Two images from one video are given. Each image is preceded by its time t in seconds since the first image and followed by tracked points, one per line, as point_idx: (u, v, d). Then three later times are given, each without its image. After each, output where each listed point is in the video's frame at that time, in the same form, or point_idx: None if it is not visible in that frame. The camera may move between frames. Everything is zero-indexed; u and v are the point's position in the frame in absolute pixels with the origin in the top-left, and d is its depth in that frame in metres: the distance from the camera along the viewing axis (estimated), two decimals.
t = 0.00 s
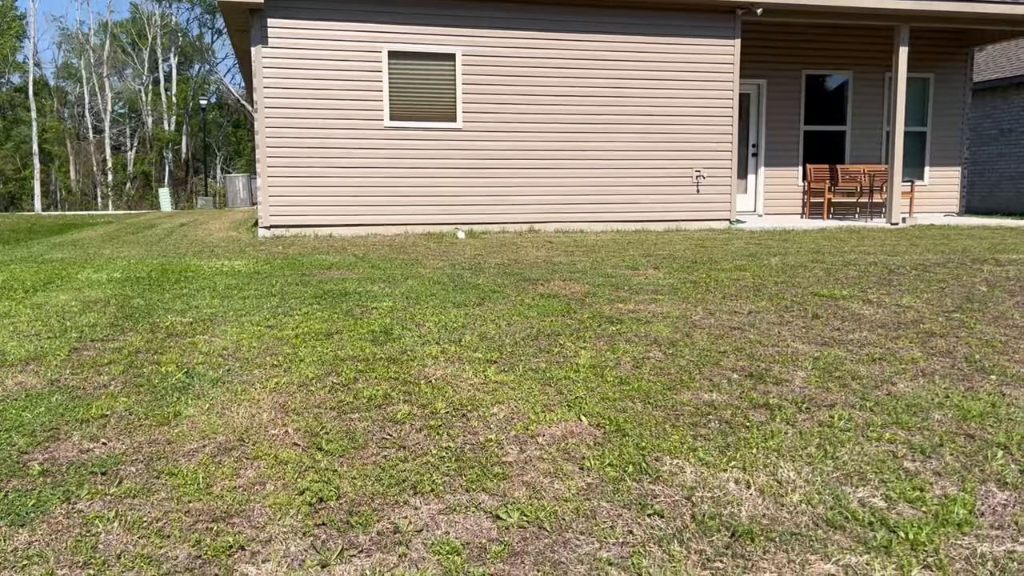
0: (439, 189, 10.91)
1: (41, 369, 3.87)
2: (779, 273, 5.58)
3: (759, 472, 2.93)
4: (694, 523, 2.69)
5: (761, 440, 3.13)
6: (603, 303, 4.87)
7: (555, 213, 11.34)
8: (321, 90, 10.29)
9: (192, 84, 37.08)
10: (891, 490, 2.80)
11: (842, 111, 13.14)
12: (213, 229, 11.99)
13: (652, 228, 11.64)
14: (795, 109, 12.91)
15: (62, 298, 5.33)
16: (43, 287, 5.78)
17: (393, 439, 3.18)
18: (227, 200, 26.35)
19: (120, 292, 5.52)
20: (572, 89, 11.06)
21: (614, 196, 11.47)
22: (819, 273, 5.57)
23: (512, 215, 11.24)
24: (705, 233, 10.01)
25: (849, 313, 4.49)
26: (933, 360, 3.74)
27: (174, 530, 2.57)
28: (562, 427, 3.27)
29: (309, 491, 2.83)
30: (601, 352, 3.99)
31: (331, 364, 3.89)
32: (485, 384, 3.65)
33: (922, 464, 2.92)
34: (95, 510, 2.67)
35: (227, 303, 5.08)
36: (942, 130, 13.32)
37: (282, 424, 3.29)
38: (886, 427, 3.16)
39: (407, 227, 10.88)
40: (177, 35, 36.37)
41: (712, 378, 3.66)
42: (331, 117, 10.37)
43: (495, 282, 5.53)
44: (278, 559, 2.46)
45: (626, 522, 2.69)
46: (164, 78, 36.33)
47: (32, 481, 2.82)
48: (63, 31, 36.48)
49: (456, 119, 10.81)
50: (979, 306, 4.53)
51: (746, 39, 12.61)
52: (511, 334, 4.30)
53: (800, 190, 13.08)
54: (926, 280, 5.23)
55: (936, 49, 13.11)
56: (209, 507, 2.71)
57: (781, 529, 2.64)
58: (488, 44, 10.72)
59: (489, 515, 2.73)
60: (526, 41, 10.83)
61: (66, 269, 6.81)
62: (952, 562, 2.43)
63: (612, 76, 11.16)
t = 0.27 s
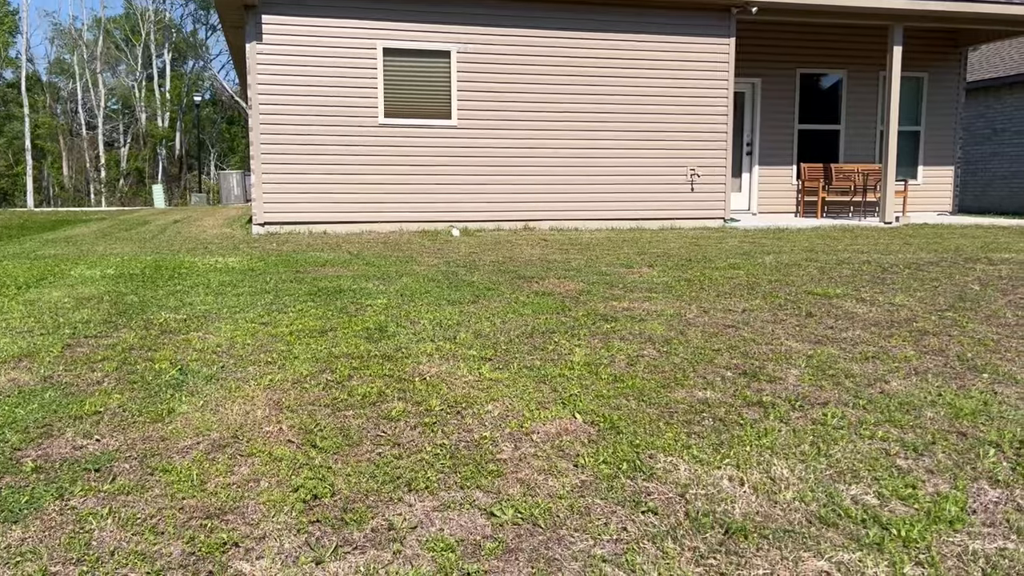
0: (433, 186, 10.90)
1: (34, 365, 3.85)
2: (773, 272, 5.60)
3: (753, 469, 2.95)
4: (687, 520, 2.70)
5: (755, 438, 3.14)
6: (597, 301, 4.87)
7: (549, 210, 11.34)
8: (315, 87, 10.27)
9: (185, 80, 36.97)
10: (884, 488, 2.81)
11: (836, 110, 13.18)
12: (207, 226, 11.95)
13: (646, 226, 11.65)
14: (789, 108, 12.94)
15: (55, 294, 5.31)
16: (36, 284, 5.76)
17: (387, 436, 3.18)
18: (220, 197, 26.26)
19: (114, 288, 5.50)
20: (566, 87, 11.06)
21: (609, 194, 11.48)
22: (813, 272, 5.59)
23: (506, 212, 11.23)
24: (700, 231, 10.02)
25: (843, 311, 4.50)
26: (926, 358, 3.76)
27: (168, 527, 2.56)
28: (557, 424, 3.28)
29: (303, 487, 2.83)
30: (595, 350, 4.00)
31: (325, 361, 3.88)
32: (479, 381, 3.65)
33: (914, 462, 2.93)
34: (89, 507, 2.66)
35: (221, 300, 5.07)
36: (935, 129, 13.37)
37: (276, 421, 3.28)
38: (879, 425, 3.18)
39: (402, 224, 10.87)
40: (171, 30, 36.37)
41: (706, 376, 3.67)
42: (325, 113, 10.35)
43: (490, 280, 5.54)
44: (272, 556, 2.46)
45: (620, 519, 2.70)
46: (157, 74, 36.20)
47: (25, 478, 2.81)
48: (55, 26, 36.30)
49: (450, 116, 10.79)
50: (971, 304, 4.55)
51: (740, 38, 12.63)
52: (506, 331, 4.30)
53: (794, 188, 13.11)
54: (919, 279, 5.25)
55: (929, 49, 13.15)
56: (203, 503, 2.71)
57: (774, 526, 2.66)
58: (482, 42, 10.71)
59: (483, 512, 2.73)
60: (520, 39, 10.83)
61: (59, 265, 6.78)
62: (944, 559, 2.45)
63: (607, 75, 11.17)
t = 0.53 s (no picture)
0: (421, 183, 10.87)
1: (16, 363, 3.82)
2: (759, 270, 5.63)
3: (738, 466, 2.96)
4: (672, 517, 2.71)
5: (739, 435, 3.16)
6: (584, 299, 4.88)
7: (536, 207, 11.34)
8: (303, 83, 10.23)
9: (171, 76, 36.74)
10: (867, 484, 2.83)
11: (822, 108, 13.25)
12: (192, 222, 11.87)
13: (633, 224, 11.67)
14: (777, 107, 13.00)
15: (38, 291, 5.27)
16: (18, 281, 5.71)
17: (373, 434, 3.18)
18: (206, 193, 26.13)
19: (98, 285, 5.46)
20: (554, 84, 11.07)
21: (596, 191, 11.49)
22: (798, 270, 5.62)
23: (494, 210, 11.22)
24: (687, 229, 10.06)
25: (828, 309, 4.53)
26: (909, 356, 3.79)
27: (153, 525, 2.55)
28: (543, 421, 3.28)
29: (289, 485, 2.82)
30: (581, 348, 4.01)
31: (311, 359, 3.87)
32: (466, 378, 3.65)
33: (897, 459, 2.96)
34: (72, 505, 2.64)
35: (207, 297, 5.04)
36: (919, 129, 13.46)
37: (262, 419, 3.27)
38: (862, 422, 3.20)
39: (389, 221, 10.83)
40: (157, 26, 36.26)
41: (692, 373, 3.69)
42: (312, 109, 10.31)
43: (478, 277, 5.53)
44: (257, 554, 2.45)
45: (605, 516, 2.71)
46: (142, 70, 35.94)
47: (7, 476, 2.79)
48: (38, 21, 35.98)
49: (438, 112, 10.77)
50: (955, 303, 4.60)
51: (727, 36, 12.67)
52: (493, 329, 4.30)
53: (781, 187, 13.18)
54: (903, 277, 5.29)
55: (914, 48, 13.25)
56: (188, 501, 2.70)
57: (758, 522, 2.67)
58: (470, 39, 10.70)
59: (469, 509, 2.74)
60: (508, 36, 10.83)
61: (42, 262, 6.72)
62: (925, 555, 2.47)
63: (595, 73, 11.18)
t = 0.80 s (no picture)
0: (404, 180, 10.84)
1: None
2: (740, 268, 5.65)
3: (718, 463, 2.98)
4: (653, 514, 2.72)
5: (720, 432, 3.17)
6: (567, 297, 4.89)
7: (519, 205, 11.34)
8: (285, 79, 10.17)
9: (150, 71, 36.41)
10: (846, 480, 2.86)
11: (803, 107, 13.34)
12: (172, 219, 11.77)
13: (616, 222, 11.69)
14: (759, 106, 13.07)
15: (15, 290, 5.21)
16: None
17: (355, 432, 3.17)
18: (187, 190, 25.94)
19: (76, 283, 5.40)
20: (538, 81, 11.08)
21: (579, 189, 11.51)
22: (779, 267, 5.66)
23: (476, 207, 11.21)
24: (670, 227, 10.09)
25: (808, 307, 4.56)
26: (888, 353, 3.82)
27: (131, 525, 2.53)
28: (525, 419, 3.28)
29: (269, 484, 2.81)
30: (564, 346, 4.01)
31: (292, 358, 3.85)
32: (448, 377, 3.65)
33: (875, 455, 2.99)
34: (49, 505, 2.62)
35: (186, 295, 5.00)
36: (899, 129, 13.58)
37: (242, 417, 3.25)
38: (841, 419, 3.23)
39: (372, 219, 10.77)
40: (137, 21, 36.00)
41: (673, 370, 3.70)
42: (294, 106, 10.26)
43: (460, 276, 5.53)
44: (237, 553, 2.43)
45: (586, 513, 2.72)
46: (121, 66, 35.58)
47: None
48: (15, 15, 35.53)
49: (420, 110, 10.74)
50: (932, 300, 4.64)
51: (709, 35, 12.73)
52: (475, 327, 4.30)
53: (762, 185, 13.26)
54: (882, 275, 5.34)
55: (893, 48, 13.37)
56: (167, 501, 2.67)
57: (738, 519, 2.69)
58: (452, 36, 10.68)
59: (451, 507, 2.73)
60: (491, 33, 10.82)
61: (18, 260, 6.64)
62: (902, 550, 2.50)
63: (579, 71, 11.20)
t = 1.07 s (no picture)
0: (381, 178, 10.80)
1: None
2: (716, 265, 5.69)
3: (693, 459, 3.00)
4: (629, 509, 2.74)
5: (695, 428, 3.19)
6: (544, 294, 4.90)
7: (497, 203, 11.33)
8: (260, 75, 10.10)
9: (123, 68, 35.95)
10: (819, 475, 2.88)
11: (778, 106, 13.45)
12: (145, 217, 11.63)
13: (593, 219, 11.72)
14: (735, 104, 13.17)
15: None
16: None
17: (330, 430, 3.15)
18: (160, 187, 25.65)
19: (46, 281, 5.32)
20: (516, 79, 11.09)
21: (556, 187, 11.54)
22: (754, 265, 5.71)
23: (454, 205, 11.18)
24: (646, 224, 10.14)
25: (782, 303, 4.60)
26: (860, 349, 3.87)
27: (102, 526, 2.50)
28: (501, 416, 3.28)
29: (243, 483, 2.78)
30: (540, 343, 4.02)
31: (267, 356, 3.82)
32: (425, 374, 3.64)
33: (847, 449, 3.02)
34: (18, 506, 2.58)
35: (159, 293, 4.94)
36: (872, 128, 13.74)
37: (216, 416, 3.22)
38: (814, 414, 3.26)
39: (348, 216, 10.71)
40: (108, 16, 35.58)
41: (649, 367, 3.72)
42: (270, 103, 10.18)
43: (437, 273, 5.51)
44: (211, 553, 2.41)
45: (562, 510, 2.72)
46: (93, 61, 35.09)
47: None
48: None
49: (397, 106, 10.68)
50: (905, 297, 4.70)
51: (686, 34, 12.80)
52: (452, 324, 4.29)
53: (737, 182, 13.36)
54: (855, 272, 5.40)
55: (866, 47, 13.52)
56: (140, 501, 2.64)
57: (713, 514, 2.71)
58: (429, 33, 10.65)
59: (427, 505, 2.73)
60: (468, 30, 10.81)
61: None
62: (873, 544, 2.53)
63: (557, 69, 11.23)
